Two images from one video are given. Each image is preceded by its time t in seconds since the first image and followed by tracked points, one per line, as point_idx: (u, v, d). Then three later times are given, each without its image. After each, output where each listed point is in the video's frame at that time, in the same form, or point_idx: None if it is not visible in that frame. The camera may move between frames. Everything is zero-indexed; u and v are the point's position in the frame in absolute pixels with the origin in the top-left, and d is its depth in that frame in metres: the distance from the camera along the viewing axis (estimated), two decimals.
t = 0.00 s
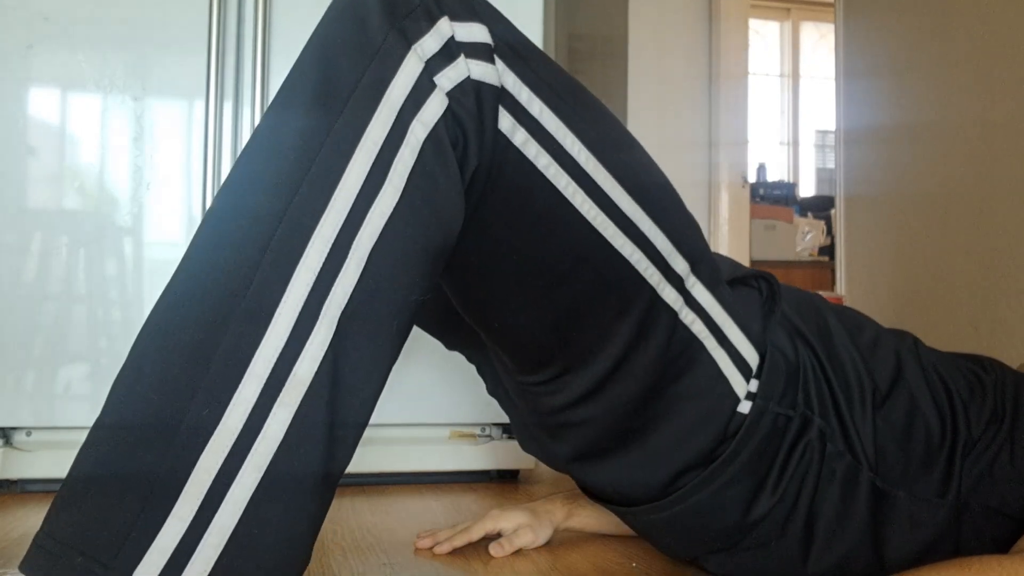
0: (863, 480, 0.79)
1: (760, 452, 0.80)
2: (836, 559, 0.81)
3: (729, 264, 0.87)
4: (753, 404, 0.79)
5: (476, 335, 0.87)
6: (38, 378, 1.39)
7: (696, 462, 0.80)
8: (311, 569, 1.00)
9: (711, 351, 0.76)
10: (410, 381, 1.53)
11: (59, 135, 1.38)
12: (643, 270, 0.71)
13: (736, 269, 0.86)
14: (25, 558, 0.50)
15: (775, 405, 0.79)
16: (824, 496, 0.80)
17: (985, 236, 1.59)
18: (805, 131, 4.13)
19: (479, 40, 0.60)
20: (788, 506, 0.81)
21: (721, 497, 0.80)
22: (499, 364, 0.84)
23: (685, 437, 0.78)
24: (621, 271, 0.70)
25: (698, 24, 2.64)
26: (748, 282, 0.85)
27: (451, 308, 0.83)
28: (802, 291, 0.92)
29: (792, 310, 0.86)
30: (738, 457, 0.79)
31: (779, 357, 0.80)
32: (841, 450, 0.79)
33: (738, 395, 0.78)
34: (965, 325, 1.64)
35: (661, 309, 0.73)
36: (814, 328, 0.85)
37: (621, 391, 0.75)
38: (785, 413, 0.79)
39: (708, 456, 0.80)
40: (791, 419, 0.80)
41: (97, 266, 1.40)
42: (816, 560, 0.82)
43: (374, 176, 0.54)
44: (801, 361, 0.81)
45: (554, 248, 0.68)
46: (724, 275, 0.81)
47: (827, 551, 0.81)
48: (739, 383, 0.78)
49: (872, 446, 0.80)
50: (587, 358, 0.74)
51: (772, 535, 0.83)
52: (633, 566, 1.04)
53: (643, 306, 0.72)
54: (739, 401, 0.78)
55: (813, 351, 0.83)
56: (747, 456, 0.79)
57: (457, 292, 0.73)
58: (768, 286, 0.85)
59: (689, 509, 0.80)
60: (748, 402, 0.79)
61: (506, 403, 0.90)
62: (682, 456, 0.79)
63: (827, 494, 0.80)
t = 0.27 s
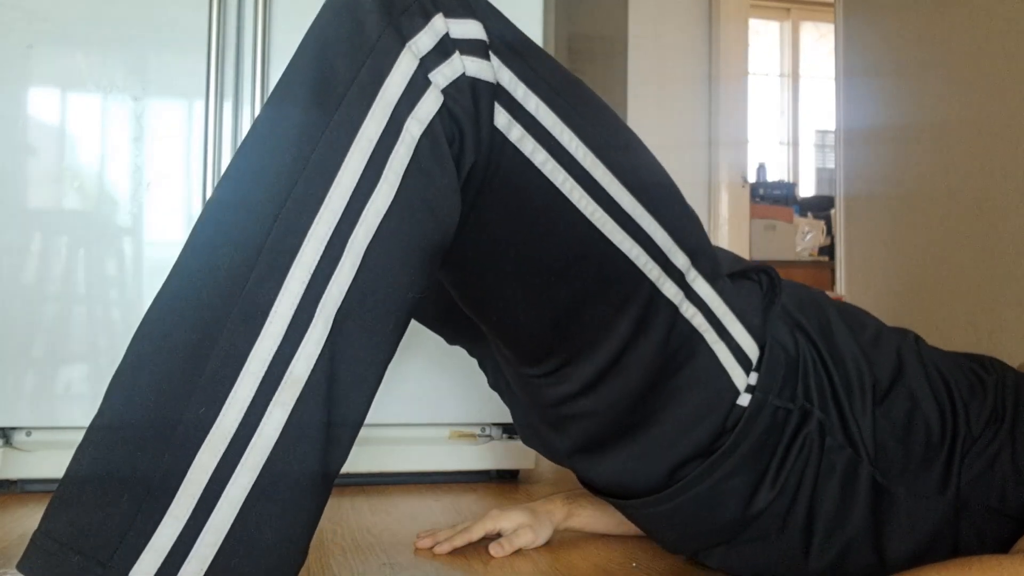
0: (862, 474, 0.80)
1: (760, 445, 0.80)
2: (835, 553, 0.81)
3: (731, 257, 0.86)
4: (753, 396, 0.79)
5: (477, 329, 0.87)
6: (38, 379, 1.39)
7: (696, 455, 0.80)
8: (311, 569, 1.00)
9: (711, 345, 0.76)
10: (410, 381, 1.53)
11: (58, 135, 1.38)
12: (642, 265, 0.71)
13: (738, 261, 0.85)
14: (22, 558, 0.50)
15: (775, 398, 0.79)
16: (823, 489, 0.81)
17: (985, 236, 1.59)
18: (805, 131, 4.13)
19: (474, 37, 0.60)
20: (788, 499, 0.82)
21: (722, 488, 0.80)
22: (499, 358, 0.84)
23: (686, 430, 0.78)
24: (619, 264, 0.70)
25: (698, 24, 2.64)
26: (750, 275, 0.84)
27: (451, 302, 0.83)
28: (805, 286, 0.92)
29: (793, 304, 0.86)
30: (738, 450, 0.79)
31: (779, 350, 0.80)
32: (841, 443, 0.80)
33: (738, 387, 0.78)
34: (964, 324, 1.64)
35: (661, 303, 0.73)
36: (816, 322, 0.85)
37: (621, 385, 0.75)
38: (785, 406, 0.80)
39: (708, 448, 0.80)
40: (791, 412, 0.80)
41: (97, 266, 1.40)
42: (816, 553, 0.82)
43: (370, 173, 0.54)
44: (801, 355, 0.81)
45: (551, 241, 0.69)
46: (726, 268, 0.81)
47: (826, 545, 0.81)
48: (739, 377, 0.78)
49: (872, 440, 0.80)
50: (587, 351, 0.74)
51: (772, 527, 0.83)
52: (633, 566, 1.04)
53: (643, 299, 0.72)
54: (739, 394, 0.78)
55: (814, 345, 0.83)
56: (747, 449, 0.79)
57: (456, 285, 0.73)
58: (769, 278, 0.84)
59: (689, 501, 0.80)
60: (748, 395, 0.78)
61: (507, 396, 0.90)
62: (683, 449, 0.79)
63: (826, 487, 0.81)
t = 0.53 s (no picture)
0: (864, 470, 0.80)
1: (762, 440, 0.80)
2: (837, 548, 0.81)
3: (734, 253, 0.87)
4: (756, 390, 0.79)
5: (480, 324, 0.87)
6: (38, 379, 1.39)
7: (699, 449, 0.80)
8: (311, 568, 1.00)
9: (715, 341, 0.77)
10: (411, 380, 1.53)
11: (58, 135, 1.38)
12: (646, 262, 0.71)
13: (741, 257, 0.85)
14: (22, 559, 0.50)
15: (778, 392, 0.79)
16: (826, 484, 0.81)
17: (985, 236, 1.59)
18: (805, 131, 4.13)
19: (477, 36, 0.60)
20: (789, 494, 0.82)
21: (724, 482, 0.80)
22: (503, 353, 0.84)
23: (690, 425, 0.78)
24: (623, 261, 0.70)
25: (698, 24, 2.64)
26: (753, 270, 0.84)
27: (455, 299, 0.83)
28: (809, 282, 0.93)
29: (796, 299, 0.86)
30: (741, 445, 0.79)
31: (782, 344, 0.80)
32: (843, 438, 0.80)
33: (743, 382, 0.78)
34: (964, 324, 1.64)
35: (666, 299, 0.73)
36: (819, 318, 0.86)
37: (625, 381, 0.75)
38: (787, 400, 0.80)
39: (711, 443, 0.80)
40: (794, 407, 0.80)
41: (97, 266, 1.40)
42: (818, 549, 0.82)
43: (373, 173, 0.54)
44: (804, 349, 0.81)
45: (555, 238, 0.69)
46: (729, 263, 0.82)
47: (828, 541, 0.81)
48: (743, 372, 0.78)
49: (874, 435, 0.80)
50: (591, 345, 0.74)
51: (774, 523, 0.83)
52: (633, 566, 1.04)
53: (647, 295, 0.73)
54: (742, 389, 0.78)
55: (817, 340, 0.83)
56: (749, 443, 0.79)
57: (460, 280, 0.73)
58: (772, 273, 0.84)
59: (692, 496, 0.80)
60: (751, 389, 0.79)
61: (509, 391, 0.90)
62: (686, 444, 0.79)
63: (828, 482, 0.80)
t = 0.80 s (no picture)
0: (863, 468, 0.79)
1: (761, 440, 0.80)
2: (837, 548, 0.81)
3: (733, 253, 0.87)
4: (755, 391, 0.79)
5: (480, 325, 0.87)
6: (38, 379, 1.39)
7: (698, 450, 0.80)
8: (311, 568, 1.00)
9: (714, 342, 0.77)
10: (411, 379, 1.53)
11: (58, 135, 1.38)
12: (645, 263, 0.71)
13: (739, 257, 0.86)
14: (19, 559, 0.50)
15: (777, 392, 0.79)
16: (825, 483, 0.81)
17: (985, 236, 1.59)
18: (805, 131, 4.13)
19: (476, 35, 0.60)
20: (789, 494, 0.82)
21: (724, 481, 0.80)
22: (502, 354, 0.84)
23: (689, 425, 0.78)
24: (621, 261, 0.70)
25: (698, 24, 2.64)
26: (752, 271, 0.85)
27: (454, 299, 0.84)
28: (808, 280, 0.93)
29: (795, 298, 0.86)
30: (740, 445, 0.79)
31: (780, 342, 0.80)
32: (842, 437, 0.80)
33: (743, 383, 0.78)
34: (964, 324, 1.64)
35: (665, 299, 0.73)
36: (818, 317, 0.86)
37: (624, 381, 0.75)
38: (787, 400, 0.80)
39: (711, 443, 0.80)
40: (793, 406, 0.80)
41: (97, 266, 1.40)
42: (818, 548, 0.82)
43: (370, 173, 0.54)
44: (802, 348, 0.82)
45: (553, 238, 0.69)
46: (728, 263, 0.82)
47: (828, 540, 0.81)
48: (742, 372, 0.78)
49: (873, 434, 0.80)
50: (590, 345, 0.74)
51: (774, 522, 0.83)
52: (634, 566, 1.04)
53: (646, 295, 0.73)
54: (741, 390, 0.78)
55: (816, 339, 0.83)
56: (749, 443, 0.79)
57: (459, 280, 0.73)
58: (770, 273, 0.85)
59: (692, 496, 0.80)
60: (750, 391, 0.79)
61: (509, 393, 0.90)
62: (685, 444, 0.79)
63: (828, 481, 0.80)
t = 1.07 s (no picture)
0: (860, 469, 0.79)
1: (757, 441, 0.80)
2: (836, 549, 0.81)
3: (729, 254, 0.87)
4: (752, 393, 0.79)
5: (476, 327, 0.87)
6: (38, 379, 1.39)
7: (695, 451, 0.80)
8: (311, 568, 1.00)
9: (710, 345, 0.76)
10: (410, 379, 1.53)
11: (58, 135, 1.38)
12: (642, 265, 0.71)
13: (734, 259, 0.86)
14: (15, 557, 0.50)
15: (773, 394, 0.79)
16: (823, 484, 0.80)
17: (985, 235, 1.58)
18: (805, 131, 4.13)
19: (473, 35, 0.60)
20: (787, 494, 0.82)
21: (722, 482, 0.80)
22: (498, 356, 0.84)
23: (686, 426, 0.78)
24: (617, 263, 0.70)
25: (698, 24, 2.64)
26: (746, 273, 0.86)
27: (450, 300, 0.84)
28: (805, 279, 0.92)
29: (791, 299, 0.86)
30: (737, 446, 0.79)
31: (776, 345, 0.80)
32: (839, 437, 0.80)
33: (738, 386, 0.78)
34: (965, 325, 1.64)
35: (661, 301, 0.73)
36: (814, 317, 0.86)
37: (620, 383, 0.75)
38: (783, 401, 0.80)
39: (708, 444, 0.80)
40: (790, 407, 0.80)
41: (97, 266, 1.40)
42: (816, 549, 0.82)
43: (367, 172, 0.54)
44: (798, 349, 0.81)
45: (548, 240, 0.69)
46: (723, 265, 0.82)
47: (826, 541, 0.81)
48: (738, 374, 0.78)
49: (870, 435, 0.80)
50: (586, 347, 0.74)
51: (773, 523, 0.83)
52: (634, 566, 1.04)
53: (642, 297, 0.72)
54: (737, 392, 0.78)
55: (812, 340, 0.83)
56: (745, 445, 0.79)
57: (454, 281, 0.73)
58: (765, 276, 0.86)
59: (689, 497, 0.80)
60: (746, 392, 0.79)
61: (505, 394, 0.90)
62: (682, 446, 0.79)
63: (826, 482, 0.80)
